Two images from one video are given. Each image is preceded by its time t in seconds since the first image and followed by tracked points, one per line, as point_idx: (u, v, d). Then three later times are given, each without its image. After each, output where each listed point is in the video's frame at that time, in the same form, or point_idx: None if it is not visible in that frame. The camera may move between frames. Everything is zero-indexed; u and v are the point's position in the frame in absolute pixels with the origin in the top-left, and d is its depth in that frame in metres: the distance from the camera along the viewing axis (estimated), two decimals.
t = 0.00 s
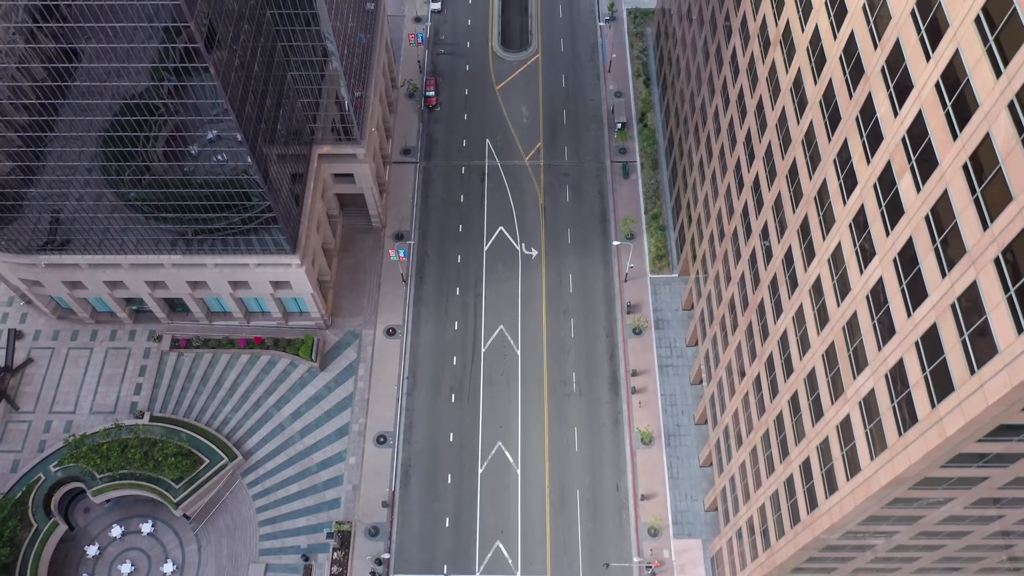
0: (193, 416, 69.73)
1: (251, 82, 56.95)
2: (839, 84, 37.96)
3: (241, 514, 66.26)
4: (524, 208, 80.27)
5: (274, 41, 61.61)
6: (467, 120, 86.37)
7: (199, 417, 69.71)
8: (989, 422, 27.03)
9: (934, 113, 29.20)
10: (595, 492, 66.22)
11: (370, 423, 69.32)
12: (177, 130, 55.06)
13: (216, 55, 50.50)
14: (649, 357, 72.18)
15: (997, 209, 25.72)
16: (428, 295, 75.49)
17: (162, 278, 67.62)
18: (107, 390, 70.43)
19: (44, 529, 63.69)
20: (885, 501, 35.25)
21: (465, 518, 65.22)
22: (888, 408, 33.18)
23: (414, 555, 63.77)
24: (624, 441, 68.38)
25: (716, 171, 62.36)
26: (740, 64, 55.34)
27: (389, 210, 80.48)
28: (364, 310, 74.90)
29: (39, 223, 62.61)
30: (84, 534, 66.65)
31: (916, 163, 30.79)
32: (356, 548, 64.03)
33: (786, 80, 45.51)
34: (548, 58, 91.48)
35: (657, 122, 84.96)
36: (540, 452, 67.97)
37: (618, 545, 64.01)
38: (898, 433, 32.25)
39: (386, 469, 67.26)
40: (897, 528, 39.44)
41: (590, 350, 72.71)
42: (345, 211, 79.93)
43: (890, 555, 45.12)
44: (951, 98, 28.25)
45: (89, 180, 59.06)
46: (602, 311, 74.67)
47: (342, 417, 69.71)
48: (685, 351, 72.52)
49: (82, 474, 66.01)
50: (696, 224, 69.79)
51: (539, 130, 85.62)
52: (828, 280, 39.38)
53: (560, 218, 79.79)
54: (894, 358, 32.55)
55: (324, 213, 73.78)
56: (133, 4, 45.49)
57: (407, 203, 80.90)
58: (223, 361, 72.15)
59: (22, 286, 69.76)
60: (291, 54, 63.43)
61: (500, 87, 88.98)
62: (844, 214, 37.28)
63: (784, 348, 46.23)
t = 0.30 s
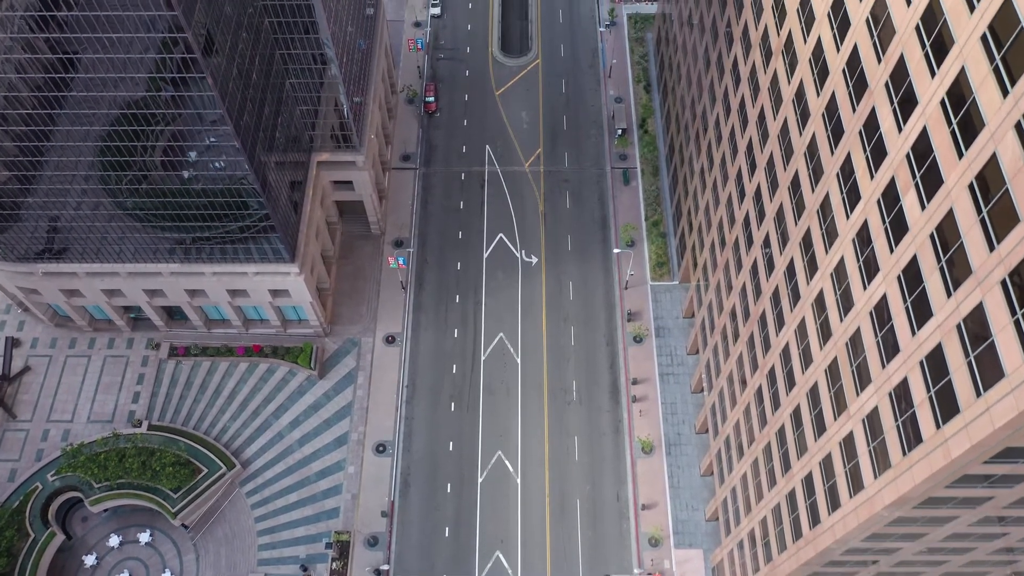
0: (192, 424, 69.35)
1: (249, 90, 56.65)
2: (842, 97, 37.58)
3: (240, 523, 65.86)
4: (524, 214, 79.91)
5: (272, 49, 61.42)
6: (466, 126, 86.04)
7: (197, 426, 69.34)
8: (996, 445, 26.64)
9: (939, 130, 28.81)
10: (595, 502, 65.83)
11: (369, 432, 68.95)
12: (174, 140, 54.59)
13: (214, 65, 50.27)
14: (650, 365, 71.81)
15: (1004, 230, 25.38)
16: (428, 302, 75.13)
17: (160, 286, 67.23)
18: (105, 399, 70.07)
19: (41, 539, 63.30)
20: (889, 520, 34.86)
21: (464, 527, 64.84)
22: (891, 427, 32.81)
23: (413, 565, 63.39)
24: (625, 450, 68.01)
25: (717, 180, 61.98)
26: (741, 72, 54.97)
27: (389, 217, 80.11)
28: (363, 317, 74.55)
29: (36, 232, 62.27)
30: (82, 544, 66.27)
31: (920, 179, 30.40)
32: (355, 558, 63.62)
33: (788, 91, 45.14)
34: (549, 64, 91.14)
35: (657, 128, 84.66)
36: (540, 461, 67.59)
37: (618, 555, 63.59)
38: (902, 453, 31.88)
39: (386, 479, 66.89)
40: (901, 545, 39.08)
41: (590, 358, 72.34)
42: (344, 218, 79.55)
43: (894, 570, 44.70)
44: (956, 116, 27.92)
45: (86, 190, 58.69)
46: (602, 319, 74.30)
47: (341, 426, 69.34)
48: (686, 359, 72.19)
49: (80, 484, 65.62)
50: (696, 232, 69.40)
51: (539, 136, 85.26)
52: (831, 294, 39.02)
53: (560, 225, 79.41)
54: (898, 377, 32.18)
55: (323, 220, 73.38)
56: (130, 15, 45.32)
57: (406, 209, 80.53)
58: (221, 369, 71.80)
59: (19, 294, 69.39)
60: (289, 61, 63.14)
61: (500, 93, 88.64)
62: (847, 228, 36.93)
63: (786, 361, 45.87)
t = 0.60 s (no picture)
0: (190, 433, 68.95)
1: (248, 99, 56.30)
2: (845, 111, 37.24)
3: (239, 533, 65.49)
4: (524, 221, 79.58)
5: (271, 58, 61.14)
6: (467, 133, 85.70)
7: (196, 435, 68.95)
8: (1002, 469, 26.27)
9: (944, 148, 28.49)
10: (596, 512, 65.43)
11: (368, 441, 68.57)
12: (172, 148, 54.48)
13: (212, 76, 49.94)
14: (650, 374, 71.45)
15: (1011, 252, 25.04)
16: (428, 310, 74.79)
17: (159, 295, 66.78)
18: (103, 407, 69.69)
19: (39, 549, 62.97)
20: (893, 539, 34.47)
21: (464, 538, 64.45)
22: (896, 446, 32.44)
23: None
24: (626, 460, 67.63)
25: (718, 189, 61.62)
26: (742, 82, 54.63)
27: (389, 224, 79.72)
28: (363, 325, 74.21)
29: (34, 241, 61.89)
30: (80, 553, 65.87)
31: (925, 197, 30.08)
32: (354, 568, 63.24)
33: (790, 102, 44.77)
34: (549, 69, 90.81)
35: (658, 135, 84.41)
36: (541, 470, 67.21)
37: (619, 566, 63.18)
38: (907, 473, 31.52)
39: (385, 488, 66.52)
40: (905, 562, 38.73)
41: (591, 366, 71.97)
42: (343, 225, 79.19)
43: None
44: (962, 135, 27.58)
45: (83, 199, 57.90)
46: (603, 327, 73.96)
47: (341, 435, 68.97)
48: (687, 367, 71.85)
49: (78, 493, 65.24)
50: (697, 240, 69.03)
51: (539, 142, 84.95)
52: (835, 309, 38.66)
53: (560, 232, 79.06)
54: (903, 396, 31.80)
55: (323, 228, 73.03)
56: (128, 27, 45.00)
57: (406, 216, 80.18)
58: (220, 377, 71.42)
59: (17, 302, 69.02)
60: (288, 70, 62.81)
61: (500, 99, 88.31)
62: (851, 243, 36.57)
63: (788, 374, 45.52)
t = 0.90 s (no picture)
0: (188, 442, 68.58)
1: (247, 108, 55.98)
2: (849, 125, 36.89)
3: (237, 542, 65.12)
4: (524, 228, 79.25)
5: (271, 65, 60.84)
6: (467, 138, 85.35)
7: (194, 443, 68.58)
8: (1010, 493, 25.87)
9: (951, 166, 28.14)
10: (596, 521, 65.06)
11: (368, 450, 68.20)
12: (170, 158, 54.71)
13: (210, 86, 49.55)
14: (651, 382, 71.06)
15: (1020, 275, 24.68)
16: (428, 317, 74.44)
17: (157, 303, 66.40)
18: (101, 416, 69.33)
19: (36, 559, 62.61)
20: (898, 558, 34.07)
21: (464, 547, 64.08)
22: (901, 465, 32.06)
23: None
24: (627, 469, 67.25)
25: (720, 198, 61.22)
26: (744, 92, 54.27)
27: (389, 230, 79.37)
28: (362, 333, 73.86)
29: (31, 249, 61.24)
30: (78, 562, 65.52)
31: (931, 216, 29.74)
32: None
33: (793, 114, 44.39)
34: (550, 75, 90.47)
35: (659, 141, 84.14)
36: (541, 480, 66.84)
37: None
38: (911, 493, 31.15)
39: (384, 497, 66.16)
40: None
41: (591, 375, 71.59)
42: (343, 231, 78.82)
43: None
44: (969, 154, 27.23)
45: (82, 209, 57.70)
46: (604, 335, 73.59)
47: (340, 443, 68.60)
48: (688, 376, 71.47)
49: (76, 502, 64.88)
50: (699, 248, 68.69)
51: (540, 148, 84.60)
52: (838, 324, 38.30)
53: (561, 239, 78.73)
54: (908, 415, 31.43)
55: (322, 235, 72.70)
56: (125, 37, 44.63)
57: (406, 223, 79.83)
58: (219, 385, 71.07)
59: (14, 310, 68.62)
60: (288, 78, 62.50)
61: (500, 105, 87.96)
62: (855, 259, 36.21)
63: (790, 387, 45.14)
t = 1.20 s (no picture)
0: (187, 451, 68.16)
1: (246, 117, 55.56)
2: (854, 140, 36.40)
3: (235, 553, 64.65)
4: (525, 236, 78.81)
5: (271, 74, 60.42)
6: (467, 145, 84.92)
7: (192, 453, 68.15)
8: (1018, 522, 25.42)
9: (959, 189, 27.69)
10: (597, 532, 64.62)
11: (367, 460, 67.76)
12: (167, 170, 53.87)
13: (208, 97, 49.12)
14: (653, 392, 70.60)
15: None
16: (428, 326, 74.03)
17: (156, 312, 66.00)
18: (99, 424, 68.92)
19: (34, 569, 62.24)
20: None
21: (464, 558, 63.63)
22: (906, 488, 31.61)
23: None
24: (628, 480, 66.77)
25: (722, 208, 60.75)
26: (747, 102, 53.81)
27: (389, 238, 78.92)
28: (362, 341, 73.44)
29: (29, 258, 60.88)
30: (75, 573, 65.12)
31: (939, 237, 29.27)
32: None
33: (797, 126, 43.91)
34: (551, 81, 90.05)
35: (661, 148, 83.76)
36: (541, 490, 66.38)
37: None
38: (917, 517, 30.69)
39: (384, 508, 65.70)
40: None
41: (593, 384, 71.12)
42: (343, 239, 78.39)
43: None
44: (978, 176, 26.80)
45: (79, 219, 57.50)
46: (605, 343, 73.13)
47: (340, 453, 68.16)
48: (690, 385, 70.99)
49: (74, 512, 64.43)
50: (700, 257, 68.26)
51: (541, 155, 84.18)
52: (843, 341, 37.83)
53: (562, 247, 78.28)
54: (914, 438, 30.97)
55: (322, 243, 72.25)
56: (122, 49, 44.22)
57: (406, 230, 79.36)
58: (218, 394, 70.63)
59: (12, 318, 68.23)
60: (287, 86, 62.04)
61: (501, 111, 87.56)
62: (860, 276, 35.75)
63: (794, 402, 44.69)
